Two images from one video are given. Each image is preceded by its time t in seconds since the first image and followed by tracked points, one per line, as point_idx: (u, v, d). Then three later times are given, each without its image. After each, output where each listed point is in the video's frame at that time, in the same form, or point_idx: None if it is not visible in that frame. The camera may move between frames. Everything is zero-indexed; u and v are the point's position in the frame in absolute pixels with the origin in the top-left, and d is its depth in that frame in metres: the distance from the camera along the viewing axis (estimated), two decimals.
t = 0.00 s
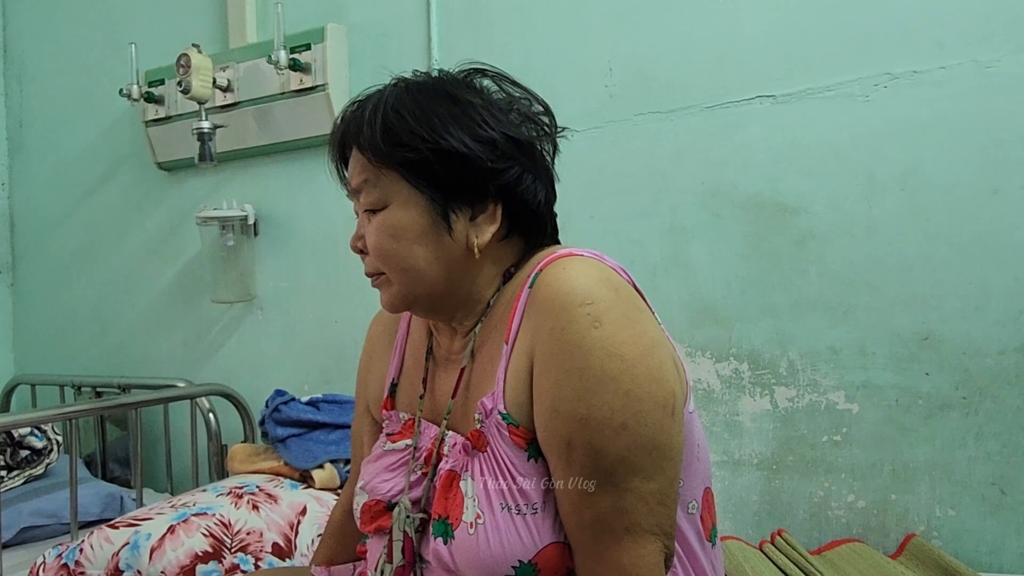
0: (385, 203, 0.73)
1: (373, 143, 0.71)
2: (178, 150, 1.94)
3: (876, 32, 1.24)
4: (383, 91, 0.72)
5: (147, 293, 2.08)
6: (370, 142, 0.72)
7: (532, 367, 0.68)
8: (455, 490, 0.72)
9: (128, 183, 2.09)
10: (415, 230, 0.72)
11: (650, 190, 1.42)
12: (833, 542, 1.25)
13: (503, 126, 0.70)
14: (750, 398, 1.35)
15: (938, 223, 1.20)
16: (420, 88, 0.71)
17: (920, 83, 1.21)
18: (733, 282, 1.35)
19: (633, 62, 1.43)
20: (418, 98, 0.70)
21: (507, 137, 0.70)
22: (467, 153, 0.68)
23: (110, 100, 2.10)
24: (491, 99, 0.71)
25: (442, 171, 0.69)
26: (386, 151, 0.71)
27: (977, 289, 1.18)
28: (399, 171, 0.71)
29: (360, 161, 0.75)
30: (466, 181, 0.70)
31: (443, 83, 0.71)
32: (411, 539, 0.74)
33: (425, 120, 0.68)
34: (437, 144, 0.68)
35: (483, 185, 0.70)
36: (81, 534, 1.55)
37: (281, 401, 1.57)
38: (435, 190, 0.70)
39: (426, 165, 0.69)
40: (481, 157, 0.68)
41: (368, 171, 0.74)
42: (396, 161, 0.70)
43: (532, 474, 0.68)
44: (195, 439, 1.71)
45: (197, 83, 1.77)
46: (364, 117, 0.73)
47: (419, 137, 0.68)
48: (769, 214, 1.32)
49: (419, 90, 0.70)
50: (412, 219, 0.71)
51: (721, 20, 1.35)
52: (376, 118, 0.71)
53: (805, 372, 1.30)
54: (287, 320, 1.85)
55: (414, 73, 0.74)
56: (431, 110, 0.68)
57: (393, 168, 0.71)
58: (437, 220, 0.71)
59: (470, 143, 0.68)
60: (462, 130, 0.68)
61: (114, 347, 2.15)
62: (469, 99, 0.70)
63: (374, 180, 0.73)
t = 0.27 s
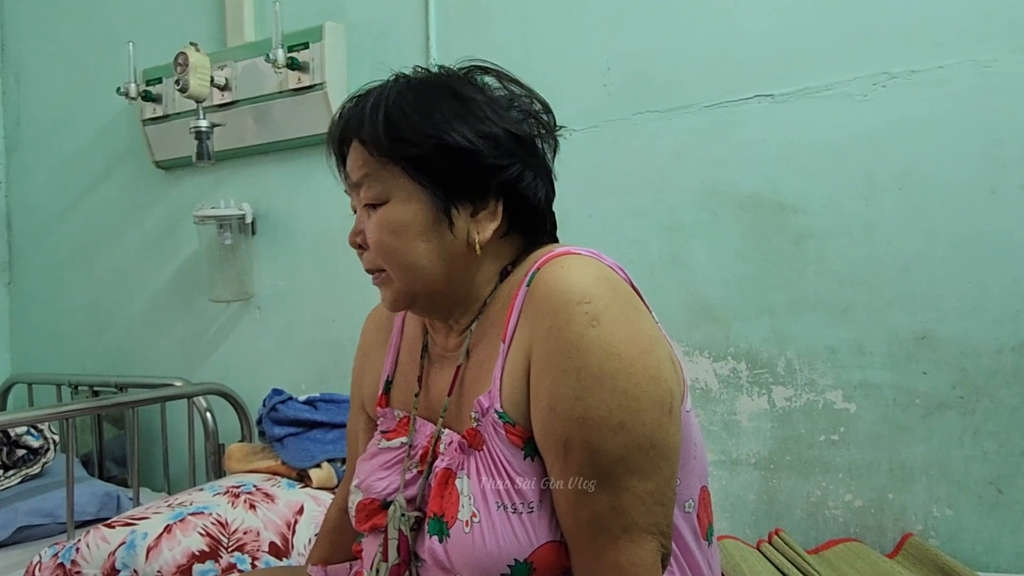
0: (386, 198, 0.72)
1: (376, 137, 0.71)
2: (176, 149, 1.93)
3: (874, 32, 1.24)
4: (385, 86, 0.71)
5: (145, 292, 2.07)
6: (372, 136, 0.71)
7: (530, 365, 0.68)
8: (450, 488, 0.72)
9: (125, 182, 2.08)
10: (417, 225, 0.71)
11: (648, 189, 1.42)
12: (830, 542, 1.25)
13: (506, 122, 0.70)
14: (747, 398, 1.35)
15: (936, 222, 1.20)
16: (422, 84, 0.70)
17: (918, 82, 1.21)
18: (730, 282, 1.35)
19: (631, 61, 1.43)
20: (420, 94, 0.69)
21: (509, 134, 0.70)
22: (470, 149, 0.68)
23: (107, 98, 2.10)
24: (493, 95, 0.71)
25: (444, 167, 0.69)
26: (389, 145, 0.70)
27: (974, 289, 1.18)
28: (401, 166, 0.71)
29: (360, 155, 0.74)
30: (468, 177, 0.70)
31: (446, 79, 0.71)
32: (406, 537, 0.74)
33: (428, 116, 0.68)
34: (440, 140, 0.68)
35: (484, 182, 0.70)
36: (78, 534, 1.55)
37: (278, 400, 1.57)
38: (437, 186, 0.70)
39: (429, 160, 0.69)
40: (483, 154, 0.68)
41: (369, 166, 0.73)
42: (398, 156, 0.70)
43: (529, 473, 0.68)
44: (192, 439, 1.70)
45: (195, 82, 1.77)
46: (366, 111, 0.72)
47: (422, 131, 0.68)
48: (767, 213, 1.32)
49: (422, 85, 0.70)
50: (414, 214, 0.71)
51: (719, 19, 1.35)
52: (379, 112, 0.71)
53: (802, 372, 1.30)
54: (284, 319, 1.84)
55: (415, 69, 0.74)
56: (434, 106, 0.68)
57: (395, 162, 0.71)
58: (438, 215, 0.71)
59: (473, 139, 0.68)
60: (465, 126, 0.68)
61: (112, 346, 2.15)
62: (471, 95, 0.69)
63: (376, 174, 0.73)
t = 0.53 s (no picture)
0: (389, 191, 0.72)
1: (381, 130, 0.71)
2: (174, 147, 1.93)
3: (872, 31, 1.24)
4: (391, 80, 0.71)
5: (143, 291, 2.07)
6: (377, 129, 0.71)
7: (530, 362, 0.68)
8: (447, 486, 0.72)
9: (123, 181, 2.08)
10: (420, 219, 0.71)
11: (646, 188, 1.42)
12: (828, 541, 1.25)
13: (510, 119, 0.70)
14: (746, 397, 1.35)
15: (934, 222, 1.20)
16: (428, 79, 0.70)
17: (916, 82, 1.21)
18: (729, 281, 1.35)
19: (630, 60, 1.43)
20: (426, 89, 0.69)
21: (514, 131, 0.70)
22: (477, 144, 0.68)
23: (105, 97, 2.10)
24: (499, 92, 0.71)
25: (448, 162, 0.69)
26: (394, 138, 0.70)
27: (973, 289, 1.18)
28: (405, 160, 0.70)
29: (363, 148, 0.74)
30: (472, 173, 0.70)
31: (451, 75, 0.71)
32: (402, 536, 0.74)
33: (435, 110, 0.68)
34: (446, 134, 0.68)
35: (488, 178, 0.70)
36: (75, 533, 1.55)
37: (277, 399, 1.57)
38: (440, 181, 0.70)
39: (433, 154, 0.69)
40: (490, 149, 0.68)
41: (372, 159, 0.73)
42: (403, 150, 0.70)
43: (526, 471, 0.68)
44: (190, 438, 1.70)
45: (193, 81, 1.77)
46: (371, 104, 0.72)
47: (428, 125, 0.68)
48: (765, 213, 1.32)
49: (427, 80, 0.70)
50: (417, 208, 0.71)
51: (718, 18, 1.35)
52: (384, 106, 0.70)
53: (800, 371, 1.30)
54: (282, 318, 1.84)
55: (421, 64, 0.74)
56: (442, 100, 0.68)
57: (399, 156, 0.71)
58: (441, 210, 0.71)
59: (480, 134, 0.68)
60: (472, 122, 0.68)
61: (110, 345, 2.14)
62: (477, 91, 0.69)
63: (379, 167, 0.73)
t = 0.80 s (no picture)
0: (387, 190, 0.72)
1: (378, 129, 0.70)
2: (173, 146, 1.93)
3: (871, 31, 1.24)
4: (387, 79, 0.71)
5: (141, 289, 2.07)
6: (374, 128, 0.71)
7: (528, 361, 0.68)
8: (448, 485, 0.72)
9: (122, 180, 2.08)
10: (418, 218, 0.71)
11: (646, 187, 1.42)
12: (827, 540, 1.25)
13: (508, 118, 0.70)
14: (745, 396, 1.35)
15: (933, 222, 1.20)
16: (425, 77, 0.70)
17: (915, 81, 1.21)
18: (728, 280, 1.35)
19: (629, 59, 1.43)
20: (423, 87, 0.69)
21: (511, 129, 0.70)
22: (472, 143, 0.68)
23: (103, 95, 2.09)
24: (496, 90, 0.71)
25: (446, 160, 0.69)
26: (391, 137, 0.70)
27: (972, 288, 1.18)
28: (402, 159, 0.70)
29: (360, 147, 0.74)
30: (470, 171, 0.70)
31: (449, 74, 0.71)
32: (402, 535, 0.74)
33: (432, 109, 0.68)
34: (444, 133, 0.68)
35: (486, 176, 0.70)
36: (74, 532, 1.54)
37: (276, 398, 1.57)
38: (439, 179, 0.70)
39: (431, 153, 0.69)
40: (485, 147, 0.68)
41: (370, 158, 0.73)
42: (399, 148, 0.70)
43: (526, 470, 0.68)
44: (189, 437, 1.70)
45: (191, 79, 1.77)
46: (368, 103, 0.72)
47: (426, 124, 0.68)
48: (765, 212, 1.32)
49: (425, 79, 0.70)
50: (415, 206, 0.71)
51: (718, 16, 1.35)
52: (381, 104, 0.70)
53: (800, 370, 1.30)
54: (281, 317, 1.84)
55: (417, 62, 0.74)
56: (437, 99, 0.68)
57: (397, 155, 0.70)
58: (440, 209, 0.71)
59: (475, 132, 0.68)
60: (468, 121, 0.68)
61: (108, 344, 2.14)
62: (474, 89, 0.69)
63: (376, 165, 0.72)
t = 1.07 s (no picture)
0: (387, 190, 0.72)
1: (378, 130, 0.71)
2: (173, 146, 1.93)
3: (871, 31, 1.24)
4: (387, 79, 0.72)
5: (141, 289, 2.07)
6: (374, 128, 0.71)
7: (529, 361, 0.68)
8: (449, 484, 0.72)
9: (122, 180, 2.08)
10: (418, 218, 0.71)
11: (646, 187, 1.42)
12: (827, 540, 1.25)
13: (508, 118, 0.70)
14: (745, 396, 1.35)
15: (933, 222, 1.21)
16: (424, 78, 0.71)
17: (915, 82, 1.21)
18: (728, 280, 1.35)
19: (629, 59, 1.43)
20: (423, 87, 0.69)
21: (511, 129, 0.70)
22: (472, 143, 0.68)
23: (104, 95, 2.09)
24: (495, 91, 0.71)
25: (446, 160, 0.69)
26: (390, 137, 0.70)
27: (972, 288, 1.19)
28: (402, 159, 0.71)
29: (360, 147, 0.74)
30: (470, 171, 0.70)
31: (448, 74, 0.71)
32: (404, 533, 0.74)
33: (432, 109, 0.68)
34: (444, 133, 0.68)
35: (486, 176, 0.70)
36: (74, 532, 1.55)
37: (276, 398, 1.57)
38: (439, 179, 0.70)
39: (432, 153, 0.69)
40: (485, 147, 0.69)
41: (369, 158, 0.73)
42: (399, 148, 0.70)
43: (528, 469, 0.68)
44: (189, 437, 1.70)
45: (191, 79, 1.77)
46: (368, 104, 0.72)
47: (426, 124, 0.68)
48: (765, 212, 1.32)
49: (424, 79, 0.70)
50: (415, 207, 0.71)
51: (718, 17, 1.35)
52: (381, 105, 0.70)
53: (799, 370, 1.30)
54: (281, 317, 1.84)
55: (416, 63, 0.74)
56: (437, 99, 0.68)
57: (397, 155, 0.71)
58: (440, 209, 0.71)
59: (476, 132, 0.68)
60: (468, 121, 0.68)
61: (108, 344, 2.14)
62: (474, 90, 0.70)
63: (376, 166, 0.72)
